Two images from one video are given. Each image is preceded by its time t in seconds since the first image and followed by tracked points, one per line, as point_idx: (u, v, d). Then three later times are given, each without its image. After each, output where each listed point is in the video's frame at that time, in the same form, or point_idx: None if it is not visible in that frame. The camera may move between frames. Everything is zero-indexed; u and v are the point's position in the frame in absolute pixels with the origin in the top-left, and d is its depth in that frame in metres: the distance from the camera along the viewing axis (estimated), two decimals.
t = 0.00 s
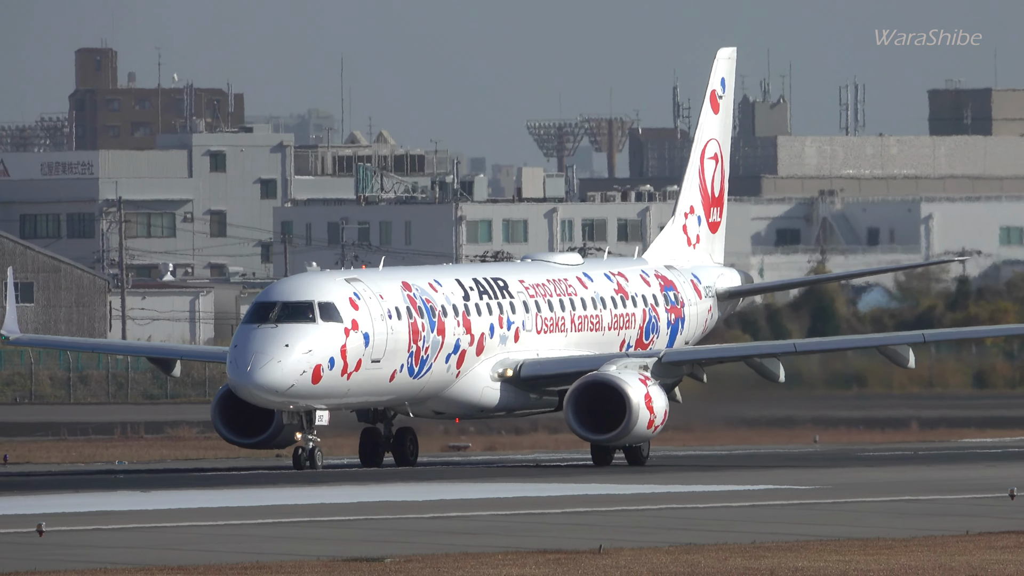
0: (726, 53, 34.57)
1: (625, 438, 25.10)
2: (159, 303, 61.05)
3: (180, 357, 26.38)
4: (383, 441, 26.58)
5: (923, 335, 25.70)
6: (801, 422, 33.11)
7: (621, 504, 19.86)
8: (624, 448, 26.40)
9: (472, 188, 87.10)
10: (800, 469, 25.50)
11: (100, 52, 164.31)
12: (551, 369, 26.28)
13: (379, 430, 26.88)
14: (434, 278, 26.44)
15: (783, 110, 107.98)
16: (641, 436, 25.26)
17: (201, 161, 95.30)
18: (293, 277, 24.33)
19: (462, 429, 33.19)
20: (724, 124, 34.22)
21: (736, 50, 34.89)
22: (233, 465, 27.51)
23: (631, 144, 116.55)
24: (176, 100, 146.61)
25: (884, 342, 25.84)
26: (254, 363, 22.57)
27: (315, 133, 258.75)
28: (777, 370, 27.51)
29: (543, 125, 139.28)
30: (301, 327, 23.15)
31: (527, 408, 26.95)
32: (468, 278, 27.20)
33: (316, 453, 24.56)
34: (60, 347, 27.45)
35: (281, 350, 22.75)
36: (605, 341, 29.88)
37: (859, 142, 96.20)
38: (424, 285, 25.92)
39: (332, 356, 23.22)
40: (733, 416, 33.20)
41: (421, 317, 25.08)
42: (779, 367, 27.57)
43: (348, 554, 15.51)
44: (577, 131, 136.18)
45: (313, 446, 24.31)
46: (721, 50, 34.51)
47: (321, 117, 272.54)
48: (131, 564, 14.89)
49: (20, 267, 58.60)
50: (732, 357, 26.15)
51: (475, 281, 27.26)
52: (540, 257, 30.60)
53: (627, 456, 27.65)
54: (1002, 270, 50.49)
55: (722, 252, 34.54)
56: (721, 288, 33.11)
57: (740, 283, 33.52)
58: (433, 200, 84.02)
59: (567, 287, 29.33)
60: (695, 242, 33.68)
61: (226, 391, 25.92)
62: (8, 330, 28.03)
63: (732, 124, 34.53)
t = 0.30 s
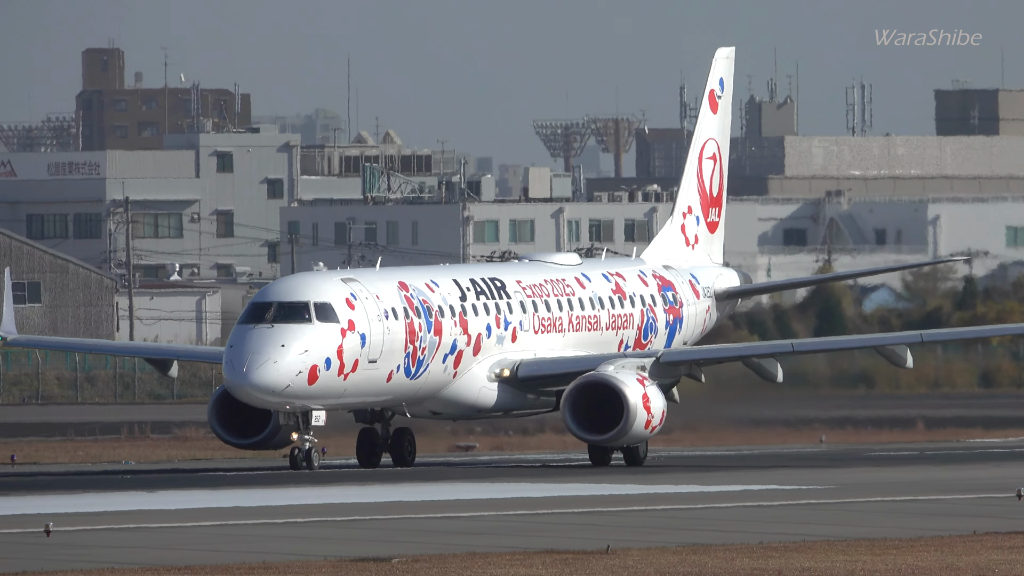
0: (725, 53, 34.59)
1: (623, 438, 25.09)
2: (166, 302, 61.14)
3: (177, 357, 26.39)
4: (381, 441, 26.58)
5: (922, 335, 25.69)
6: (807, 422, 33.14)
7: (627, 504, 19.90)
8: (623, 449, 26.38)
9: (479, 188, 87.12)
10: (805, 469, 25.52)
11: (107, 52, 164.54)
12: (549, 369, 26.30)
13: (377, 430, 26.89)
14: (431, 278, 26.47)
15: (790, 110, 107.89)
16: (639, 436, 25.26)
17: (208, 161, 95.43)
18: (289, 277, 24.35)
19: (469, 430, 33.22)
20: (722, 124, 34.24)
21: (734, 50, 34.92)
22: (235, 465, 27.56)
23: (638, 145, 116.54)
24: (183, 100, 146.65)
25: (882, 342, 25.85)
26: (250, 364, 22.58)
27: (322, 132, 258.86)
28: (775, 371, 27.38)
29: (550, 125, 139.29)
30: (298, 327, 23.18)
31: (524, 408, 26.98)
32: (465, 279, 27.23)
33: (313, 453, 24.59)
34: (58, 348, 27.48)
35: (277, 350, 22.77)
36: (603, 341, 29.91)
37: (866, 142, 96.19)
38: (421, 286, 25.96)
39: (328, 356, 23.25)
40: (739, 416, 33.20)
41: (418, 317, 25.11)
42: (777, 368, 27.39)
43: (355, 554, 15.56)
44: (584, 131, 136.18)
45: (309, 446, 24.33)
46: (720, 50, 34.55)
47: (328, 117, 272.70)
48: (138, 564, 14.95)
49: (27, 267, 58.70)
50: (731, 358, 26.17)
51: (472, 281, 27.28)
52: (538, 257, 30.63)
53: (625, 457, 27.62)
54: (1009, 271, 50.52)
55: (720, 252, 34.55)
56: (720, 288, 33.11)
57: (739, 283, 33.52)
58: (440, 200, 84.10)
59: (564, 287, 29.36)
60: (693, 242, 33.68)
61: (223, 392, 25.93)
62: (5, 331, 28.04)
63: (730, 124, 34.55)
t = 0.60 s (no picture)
0: (728, 52, 34.59)
1: (625, 438, 25.10)
2: (179, 302, 61.24)
3: (180, 358, 26.44)
4: (384, 441, 26.59)
5: (926, 336, 25.68)
6: (820, 423, 33.15)
7: (639, 504, 19.93)
8: (625, 449, 26.38)
9: (492, 188, 87.19)
10: (815, 469, 25.53)
11: (120, 52, 164.87)
12: (551, 370, 26.32)
13: (380, 431, 26.90)
14: (433, 278, 26.50)
15: (802, 110, 107.80)
16: (642, 436, 25.26)
17: (221, 161, 95.66)
18: (291, 278, 24.39)
19: (481, 430, 33.24)
20: (726, 124, 34.23)
21: (738, 50, 34.91)
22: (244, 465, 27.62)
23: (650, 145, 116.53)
24: (196, 100, 146.84)
25: (885, 342, 25.84)
26: (252, 364, 22.62)
27: (334, 132, 259.18)
28: (778, 371, 27.42)
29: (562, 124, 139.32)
30: (299, 328, 23.22)
31: (528, 408, 27.00)
32: (468, 279, 27.25)
33: (315, 454, 24.62)
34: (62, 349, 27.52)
35: (278, 351, 22.81)
36: (606, 341, 29.92)
37: (878, 142, 96.15)
38: (423, 286, 25.99)
39: (330, 357, 23.30)
40: (751, 416, 33.21)
41: (420, 317, 25.15)
42: (780, 367, 27.44)
43: (369, 554, 15.60)
44: (597, 131, 136.15)
45: (311, 447, 24.36)
46: (723, 50, 34.55)
47: (341, 117, 273.03)
48: (152, 564, 15.00)
49: (41, 267, 58.74)
50: (734, 358, 26.18)
51: (474, 281, 27.31)
52: (541, 258, 30.66)
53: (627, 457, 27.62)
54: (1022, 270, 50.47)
55: (724, 252, 34.53)
56: (723, 288, 33.09)
57: (742, 283, 33.49)
58: (452, 200, 84.21)
59: (567, 287, 29.39)
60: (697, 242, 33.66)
61: (225, 392, 25.95)
62: (7, 331, 28.09)
63: (734, 124, 34.54)
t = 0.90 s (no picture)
0: (738, 52, 34.58)
1: (634, 438, 25.13)
2: (198, 302, 61.39)
3: (189, 358, 26.55)
4: (392, 440, 26.59)
5: (935, 335, 25.67)
6: (840, 422, 33.13)
7: (659, 504, 19.96)
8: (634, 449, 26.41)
9: (512, 188, 87.24)
10: (831, 468, 25.53)
11: (140, 52, 165.41)
12: (560, 369, 26.36)
13: (389, 430, 26.88)
14: (442, 277, 26.54)
15: (822, 109, 107.59)
16: (651, 436, 25.30)
17: (241, 160, 95.97)
18: (299, 277, 24.45)
19: (500, 429, 33.32)
20: (735, 124, 34.22)
21: (748, 50, 34.91)
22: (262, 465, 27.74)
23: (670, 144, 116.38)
24: (215, 100, 147.27)
25: (894, 342, 25.84)
26: (259, 363, 22.75)
27: (354, 131, 259.41)
28: (788, 371, 27.41)
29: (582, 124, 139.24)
30: (307, 327, 23.27)
31: (536, 408, 27.08)
32: (477, 278, 27.29)
33: (323, 454, 24.64)
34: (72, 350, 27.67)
35: (286, 351, 22.88)
36: (615, 340, 29.93)
37: (898, 141, 95.97)
38: (431, 285, 26.02)
39: (337, 356, 23.36)
40: (771, 414, 33.17)
41: (428, 316, 25.19)
42: (790, 368, 27.44)
43: (390, 553, 15.65)
44: (616, 130, 136.07)
45: (319, 446, 24.37)
46: (733, 50, 34.55)
47: (361, 117, 273.43)
48: (175, 563, 15.09)
49: (62, 267, 58.96)
50: (742, 357, 26.18)
51: (483, 281, 27.34)
52: (551, 257, 30.68)
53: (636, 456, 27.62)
54: None
55: (734, 252, 34.49)
56: (733, 287, 33.08)
57: (752, 283, 33.46)
58: (472, 200, 84.26)
59: (576, 287, 29.40)
60: (706, 242, 33.63)
61: (232, 393, 26.05)
62: (16, 331, 28.20)
63: (744, 124, 34.52)
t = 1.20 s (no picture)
0: (746, 51, 34.49)
1: (641, 437, 25.11)
2: (218, 301, 61.57)
3: (195, 357, 26.60)
4: (399, 440, 26.60)
5: (942, 334, 25.59)
6: (859, 421, 33.07)
7: (677, 503, 19.94)
8: (642, 449, 26.38)
9: (531, 187, 87.23)
10: (848, 467, 25.50)
11: (159, 51, 165.91)
12: (567, 368, 26.36)
13: (395, 429, 26.90)
14: (448, 277, 26.56)
15: (841, 109, 107.37)
16: (657, 435, 25.28)
17: (260, 159, 96.16)
18: (305, 276, 24.48)
19: (520, 428, 33.33)
20: (744, 123, 34.15)
21: (757, 49, 34.81)
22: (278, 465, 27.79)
23: (690, 144, 116.25)
24: (234, 99, 147.66)
25: (902, 341, 25.78)
26: (265, 363, 22.69)
27: (373, 130, 259.77)
28: (794, 369, 27.40)
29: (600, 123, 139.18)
30: (313, 326, 23.29)
31: (544, 407, 26.98)
32: (483, 277, 27.32)
33: (329, 453, 24.74)
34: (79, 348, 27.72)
35: (293, 349, 22.89)
36: (623, 340, 29.92)
37: (917, 141, 95.81)
38: (438, 285, 26.04)
39: (344, 355, 23.37)
40: (790, 414, 33.10)
41: (435, 316, 25.22)
42: (797, 367, 27.43)
43: (409, 553, 15.66)
44: (635, 129, 135.98)
45: (325, 445, 24.48)
46: (741, 49, 34.45)
47: (380, 116, 273.76)
48: (195, 562, 15.12)
49: (81, 265, 59.12)
50: (749, 357, 26.16)
51: (490, 280, 27.36)
52: (559, 257, 30.67)
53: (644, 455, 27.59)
54: None
55: (742, 251, 34.44)
56: (741, 288, 33.07)
57: (760, 283, 33.43)
58: (491, 198, 84.34)
59: (583, 286, 29.39)
60: (715, 241, 33.59)
61: (238, 392, 26.06)
62: (21, 330, 28.24)
63: (752, 123, 34.44)
